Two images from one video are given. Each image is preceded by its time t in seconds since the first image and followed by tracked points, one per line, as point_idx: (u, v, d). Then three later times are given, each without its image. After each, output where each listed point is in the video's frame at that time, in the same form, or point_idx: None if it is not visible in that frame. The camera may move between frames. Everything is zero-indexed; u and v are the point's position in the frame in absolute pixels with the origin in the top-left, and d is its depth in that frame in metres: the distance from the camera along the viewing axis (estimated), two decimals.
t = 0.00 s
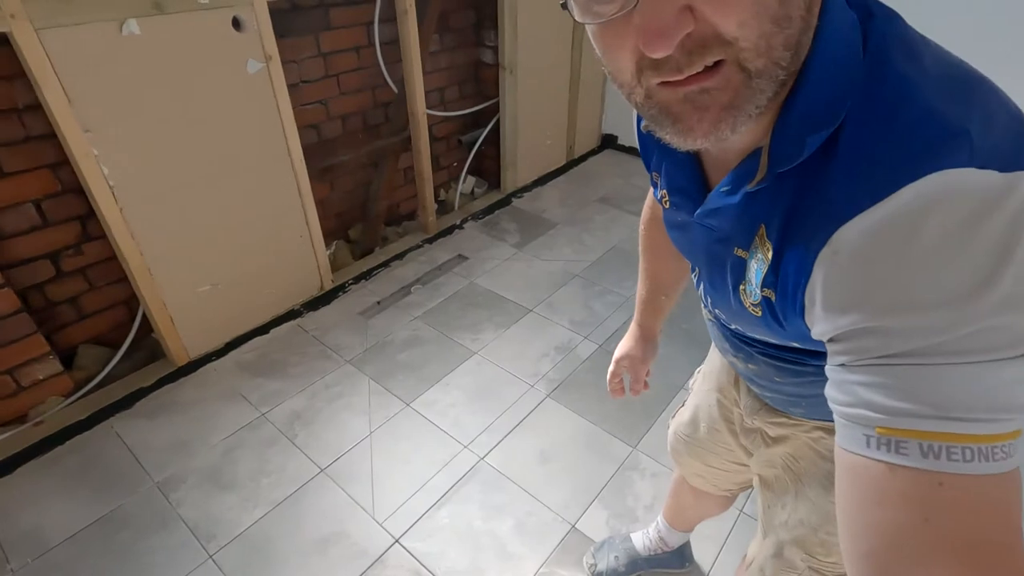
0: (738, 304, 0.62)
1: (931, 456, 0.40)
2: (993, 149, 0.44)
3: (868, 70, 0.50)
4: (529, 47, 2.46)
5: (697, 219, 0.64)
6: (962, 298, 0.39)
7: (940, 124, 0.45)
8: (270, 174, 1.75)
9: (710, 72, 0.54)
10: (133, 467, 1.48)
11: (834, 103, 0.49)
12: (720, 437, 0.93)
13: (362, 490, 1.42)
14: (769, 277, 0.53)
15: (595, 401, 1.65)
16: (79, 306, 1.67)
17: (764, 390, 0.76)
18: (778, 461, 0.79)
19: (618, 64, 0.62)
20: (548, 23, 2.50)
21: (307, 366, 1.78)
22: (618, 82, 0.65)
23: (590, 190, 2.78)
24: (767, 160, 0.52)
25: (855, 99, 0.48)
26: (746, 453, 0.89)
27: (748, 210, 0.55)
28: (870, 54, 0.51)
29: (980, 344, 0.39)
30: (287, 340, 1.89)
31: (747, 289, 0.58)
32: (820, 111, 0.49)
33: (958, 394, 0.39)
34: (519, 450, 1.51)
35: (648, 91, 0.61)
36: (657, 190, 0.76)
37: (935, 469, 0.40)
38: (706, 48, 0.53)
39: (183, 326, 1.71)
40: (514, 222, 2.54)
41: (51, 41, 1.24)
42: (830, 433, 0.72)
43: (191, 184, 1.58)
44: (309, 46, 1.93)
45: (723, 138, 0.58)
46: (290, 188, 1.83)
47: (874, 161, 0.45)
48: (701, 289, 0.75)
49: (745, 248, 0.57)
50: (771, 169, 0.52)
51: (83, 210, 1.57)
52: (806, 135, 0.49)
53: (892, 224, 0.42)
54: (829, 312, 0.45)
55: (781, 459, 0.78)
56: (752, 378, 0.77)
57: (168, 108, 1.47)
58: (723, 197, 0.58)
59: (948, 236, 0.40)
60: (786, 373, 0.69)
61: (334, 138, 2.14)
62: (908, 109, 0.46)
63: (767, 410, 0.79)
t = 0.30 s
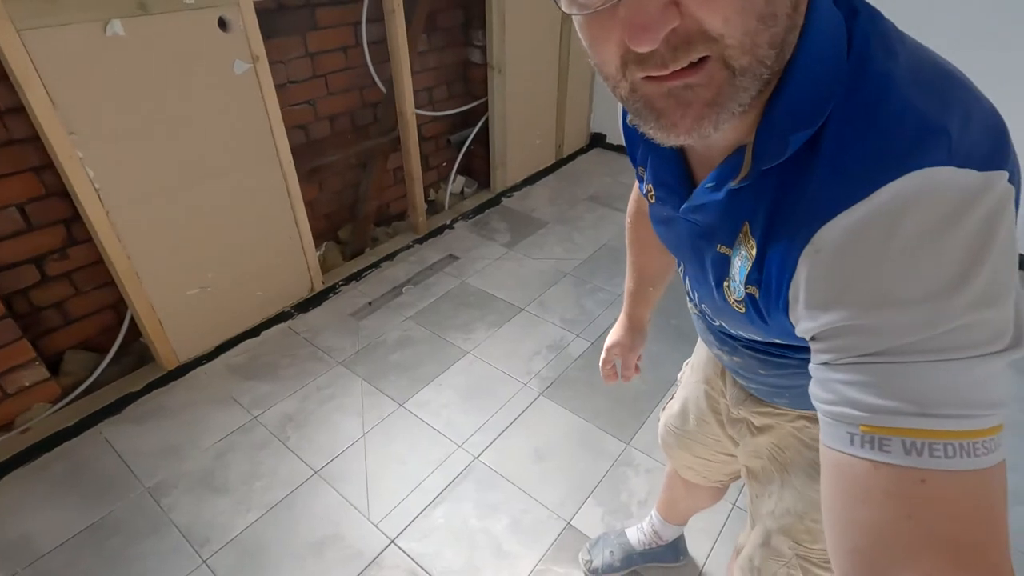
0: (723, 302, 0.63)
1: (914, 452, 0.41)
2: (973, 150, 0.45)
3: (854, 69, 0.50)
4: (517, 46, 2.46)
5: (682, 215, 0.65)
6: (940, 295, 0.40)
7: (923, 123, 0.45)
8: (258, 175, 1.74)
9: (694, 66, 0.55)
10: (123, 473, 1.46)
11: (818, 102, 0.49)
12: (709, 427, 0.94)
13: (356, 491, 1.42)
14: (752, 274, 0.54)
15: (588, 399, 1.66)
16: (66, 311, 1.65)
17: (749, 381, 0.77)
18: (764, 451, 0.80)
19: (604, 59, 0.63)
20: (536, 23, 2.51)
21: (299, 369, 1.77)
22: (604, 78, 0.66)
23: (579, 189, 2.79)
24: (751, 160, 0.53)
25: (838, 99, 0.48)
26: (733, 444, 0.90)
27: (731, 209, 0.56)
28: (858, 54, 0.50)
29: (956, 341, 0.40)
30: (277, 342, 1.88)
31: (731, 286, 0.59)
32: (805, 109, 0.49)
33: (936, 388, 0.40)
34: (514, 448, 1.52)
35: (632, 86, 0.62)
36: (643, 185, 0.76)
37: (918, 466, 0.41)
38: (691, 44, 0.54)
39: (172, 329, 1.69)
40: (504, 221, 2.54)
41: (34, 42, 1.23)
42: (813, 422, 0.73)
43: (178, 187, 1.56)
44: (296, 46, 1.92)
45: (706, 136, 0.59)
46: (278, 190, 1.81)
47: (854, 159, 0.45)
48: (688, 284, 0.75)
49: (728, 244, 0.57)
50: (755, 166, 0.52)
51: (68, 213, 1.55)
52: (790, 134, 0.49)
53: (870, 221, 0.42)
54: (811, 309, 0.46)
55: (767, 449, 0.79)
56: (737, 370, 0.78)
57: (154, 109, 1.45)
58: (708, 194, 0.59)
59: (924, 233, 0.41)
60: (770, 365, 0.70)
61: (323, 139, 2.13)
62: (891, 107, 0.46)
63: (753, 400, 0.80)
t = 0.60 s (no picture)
0: (749, 285, 0.62)
1: (978, 414, 0.40)
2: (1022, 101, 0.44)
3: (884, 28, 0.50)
4: (519, 45, 2.46)
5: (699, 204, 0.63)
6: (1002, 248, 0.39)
7: (960, 74, 0.44)
8: (262, 174, 1.74)
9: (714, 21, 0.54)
10: (126, 470, 1.47)
11: (846, 59, 0.49)
12: (709, 433, 0.94)
13: (358, 490, 1.42)
14: (789, 245, 0.53)
15: (590, 399, 1.66)
16: (69, 309, 1.65)
17: (757, 385, 0.78)
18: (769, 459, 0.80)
19: (624, 29, 0.62)
20: (539, 22, 2.51)
21: (302, 368, 1.78)
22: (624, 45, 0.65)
23: (582, 189, 2.79)
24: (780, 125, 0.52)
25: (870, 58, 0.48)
26: (733, 450, 0.91)
27: (760, 179, 0.55)
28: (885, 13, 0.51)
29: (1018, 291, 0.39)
30: (280, 341, 1.88)
31: (763, 264, 0.58)
32: (834, 67, 0.49)
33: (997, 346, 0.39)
34: (515, 448, 1.52)
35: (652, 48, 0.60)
36: (656, 175, 0.75)
37: (981, 426, 0.41)
38: (713, 8, 0.53)
39: (175, 328, 1.69)
40: (506, 221, 2.54)
41: (38, 41, 1.23)
42: (821, 432, 0.73)
43: (182, 185, 1.57)
44: (299, 45, 1.92)
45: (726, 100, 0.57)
46: (281, 189, 1.82)
47: (894, 116, 0.45)
48: (702, 275, 0.74)
49: (755, 223, 0.57)
50: (781, 133, 0.52)
51: (71, 211, 1.55)
52: (823, 92, 0.49)
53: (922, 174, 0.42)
54: (856, 273, 0.45)
55: (773, 457, 0.79)
56: (745, 373, 0.78)
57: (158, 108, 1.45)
58: (727, 170, 0.58)
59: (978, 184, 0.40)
60: (786, 367, 0.70)
61: (326, 138, 2.14)
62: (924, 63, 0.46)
63: (760, 408, 0.80)
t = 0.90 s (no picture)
0: (748, 248, 0.61)
1: (943, 347, 0.44)
2: None
3: None
4: (521, 45, 2.46)
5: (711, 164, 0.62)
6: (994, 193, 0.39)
7: (963, 36, 0.44)
8: (263, 173, 1.75)
9: None
10: (127, 469, 1.47)
11: (844, 15, 0.47)
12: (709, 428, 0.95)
13: (359, 489, 1.42)
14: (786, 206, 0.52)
15: (591, 399, 1.66)
16: (71, 308, 1.65)
17: (749, 363, 0.78)
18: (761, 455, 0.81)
19: None
20: (540, 22, 2.51)
21: (302, 367, 1.78)
22: None
23: (583, 188, 2.79)
24: (783, 79, 0.51)
25: (878, 14, 0.47)
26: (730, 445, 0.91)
27: (762, 137, 0.53)
28: None
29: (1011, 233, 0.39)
30: (281, 341, 1.88)
31: (760, 228, 0.57)
32: (828, 27, 0.48)
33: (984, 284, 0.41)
34: (516, 448, 1.52)
35: None
36: (680, 137, 0.74)
37: (949, 356, 0.44)
38: None
39: (176, 327, 1.70)
40: (507, 221, 2.54)
41: (41, 40, 1.23)
42: (811, 427, 0.74)
43: (184, 185, 1.57)
44: (300, 45, 1.92)
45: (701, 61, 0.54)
46: (283, 188, 1.82)
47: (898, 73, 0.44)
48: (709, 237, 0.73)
49: (751, 185, 0.56)
50: (780, 97, 0.51)
51: (73, 211, 1.55)
52: (823, 48, 0.48)
53: (924, 131, 0.41)
54: (849, 223, 0.46)
55: (765, 452, 0.80)
56: (741, 349, 0.78)
57: (160, 107, 1.46)
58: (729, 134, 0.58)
59: (972, 135, 0.40)
60: (786, 341, 0.70)
61: (327, 138, 2.14)
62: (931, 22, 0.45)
63: (756, 398, 0.81)
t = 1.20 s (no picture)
0: (733, 182, 0.64)
1: (882, 256, 0.46)
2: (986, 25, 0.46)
3: None
4: (522, 45, 2.46)
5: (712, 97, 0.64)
6: (929, 107, 0.42)
7: None
8: (264, 172, 1.75)
9: None
10: (128, 469, 1.47)
11: None
12: (707, 367, 1.08)
13: (360, 489, 1.42)
14: (764, 137, 0.55)
15: (591, 398, 1.66)
16: (72, 308, 1.66)
17: (727, 299, 0.84)
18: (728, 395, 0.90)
19: None
20: (542, 22, 2.51)
21: (303, 366, 1.78)
22: None
23: (584, 188, 2.79)
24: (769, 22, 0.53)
25: None
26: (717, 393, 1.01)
27: (746, 77, 0.55)
28: None
29: (944, 144, 0.42)
30: (282, 340, 1.88)
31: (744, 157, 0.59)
32: None
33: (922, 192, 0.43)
34: (517, 448, 1.52)
35: None
36: (694, 92, 0.74)
37: (887, 263, 0.46)
38: None
39: (176, 326, 1.69)
40: (508, 220, 2.54)
41: (42, 40, 1.23)
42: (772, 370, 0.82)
43: (185, 184, 1.57)
44: (301, 45, 1.92)
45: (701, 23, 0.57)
46: (284, 188, 1.82)
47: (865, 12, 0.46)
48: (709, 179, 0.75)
49: (740, 120, 0.58)
50: (764, 38, 0.53)
51: (74, 210, 1.56)
52: None
53: (875, 57, 0.44)
54: (807, 149, 0.50)
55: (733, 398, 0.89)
56: (722, 286, 0.83)
57: (161, 106, 1.46)
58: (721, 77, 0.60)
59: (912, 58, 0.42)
60: (762, 275, 0.74)
61: (328, 138, 2.14)
62: None
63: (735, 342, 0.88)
